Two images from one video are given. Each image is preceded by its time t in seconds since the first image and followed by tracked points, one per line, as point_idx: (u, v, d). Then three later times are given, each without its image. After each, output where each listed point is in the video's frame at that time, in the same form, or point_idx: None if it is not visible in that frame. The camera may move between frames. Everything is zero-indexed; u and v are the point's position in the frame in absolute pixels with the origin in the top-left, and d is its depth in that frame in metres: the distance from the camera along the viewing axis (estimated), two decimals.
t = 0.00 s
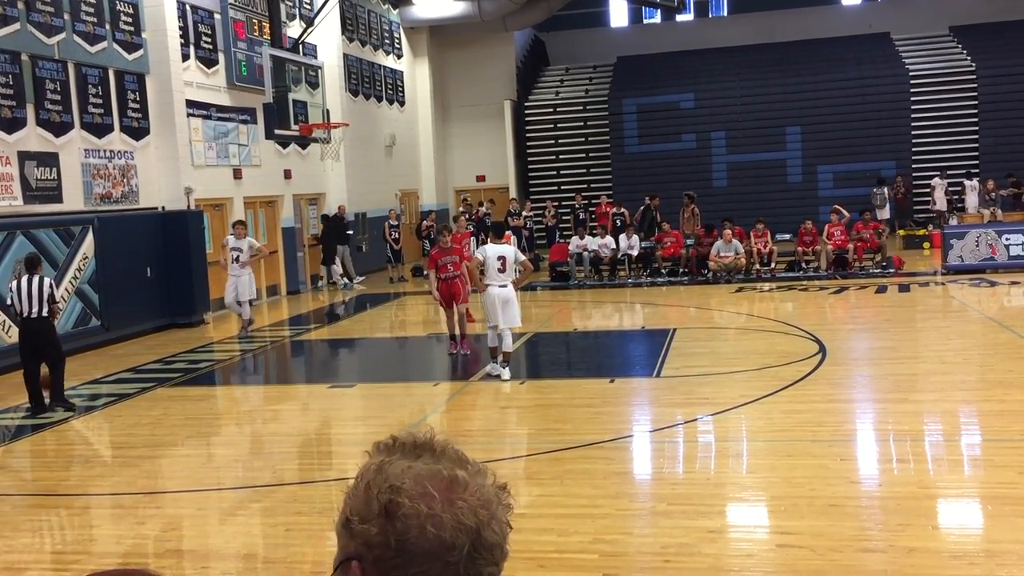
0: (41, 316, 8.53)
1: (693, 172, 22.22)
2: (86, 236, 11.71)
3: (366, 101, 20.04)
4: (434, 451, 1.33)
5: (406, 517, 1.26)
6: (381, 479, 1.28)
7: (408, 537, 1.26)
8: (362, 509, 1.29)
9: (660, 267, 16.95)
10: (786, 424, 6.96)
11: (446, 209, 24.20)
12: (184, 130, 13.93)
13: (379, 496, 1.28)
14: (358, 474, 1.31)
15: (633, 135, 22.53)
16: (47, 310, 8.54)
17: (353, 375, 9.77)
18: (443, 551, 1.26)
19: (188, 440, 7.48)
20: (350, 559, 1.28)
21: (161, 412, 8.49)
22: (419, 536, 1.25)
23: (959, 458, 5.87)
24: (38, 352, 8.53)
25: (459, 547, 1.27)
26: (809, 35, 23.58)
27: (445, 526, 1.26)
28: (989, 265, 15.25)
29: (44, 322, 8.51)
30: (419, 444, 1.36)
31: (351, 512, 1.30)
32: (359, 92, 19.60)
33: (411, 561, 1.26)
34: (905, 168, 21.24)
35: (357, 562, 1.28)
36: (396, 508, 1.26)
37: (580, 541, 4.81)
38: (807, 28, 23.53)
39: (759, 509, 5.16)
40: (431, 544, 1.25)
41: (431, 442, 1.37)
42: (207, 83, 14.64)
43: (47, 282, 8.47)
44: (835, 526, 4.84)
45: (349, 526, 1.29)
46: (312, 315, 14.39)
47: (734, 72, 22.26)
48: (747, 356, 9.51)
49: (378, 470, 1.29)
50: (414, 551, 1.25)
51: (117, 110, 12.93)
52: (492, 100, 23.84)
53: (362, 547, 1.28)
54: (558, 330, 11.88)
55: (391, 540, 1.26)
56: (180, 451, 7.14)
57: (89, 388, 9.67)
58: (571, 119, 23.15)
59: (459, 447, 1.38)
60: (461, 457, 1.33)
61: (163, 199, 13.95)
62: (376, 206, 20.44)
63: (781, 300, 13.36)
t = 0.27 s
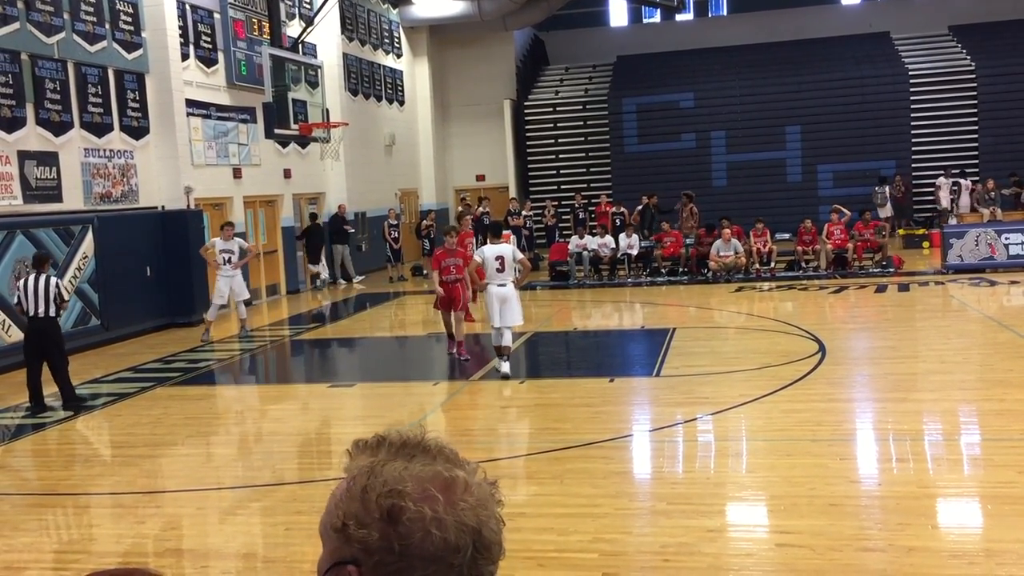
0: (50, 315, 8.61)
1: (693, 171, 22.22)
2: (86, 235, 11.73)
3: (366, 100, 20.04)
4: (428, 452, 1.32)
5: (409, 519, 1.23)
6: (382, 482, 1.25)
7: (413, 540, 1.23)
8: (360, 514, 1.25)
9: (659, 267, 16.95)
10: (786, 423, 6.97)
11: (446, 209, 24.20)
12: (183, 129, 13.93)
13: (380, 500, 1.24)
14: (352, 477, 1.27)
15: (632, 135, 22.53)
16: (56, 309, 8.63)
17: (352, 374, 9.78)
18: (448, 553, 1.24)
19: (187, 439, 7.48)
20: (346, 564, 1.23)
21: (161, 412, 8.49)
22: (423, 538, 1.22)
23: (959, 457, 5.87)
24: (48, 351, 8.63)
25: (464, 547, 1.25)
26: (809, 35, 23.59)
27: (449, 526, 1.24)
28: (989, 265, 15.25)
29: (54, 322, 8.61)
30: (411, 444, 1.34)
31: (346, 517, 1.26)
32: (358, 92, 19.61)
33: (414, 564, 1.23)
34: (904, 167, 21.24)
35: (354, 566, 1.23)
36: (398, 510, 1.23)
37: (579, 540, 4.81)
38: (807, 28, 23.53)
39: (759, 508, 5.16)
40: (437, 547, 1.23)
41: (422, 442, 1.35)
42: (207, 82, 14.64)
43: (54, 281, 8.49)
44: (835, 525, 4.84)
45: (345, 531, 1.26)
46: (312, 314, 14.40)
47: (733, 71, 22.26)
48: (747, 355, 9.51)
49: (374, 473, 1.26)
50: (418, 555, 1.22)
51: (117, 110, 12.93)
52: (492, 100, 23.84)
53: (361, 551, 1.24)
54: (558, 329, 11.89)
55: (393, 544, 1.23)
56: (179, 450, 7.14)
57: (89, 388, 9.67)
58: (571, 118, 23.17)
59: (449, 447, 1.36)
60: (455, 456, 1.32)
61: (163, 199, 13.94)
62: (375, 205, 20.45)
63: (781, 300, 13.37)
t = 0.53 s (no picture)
0: (59, 313, 8.69)
1: (693, 170, 22.22)
2: (87, 234, 11.73)
3: (366, 99, 20.02)
4: (427, 450, 1.33)
5: (398, 516, 1.25)
6: (378, 480, 1.28)
7: (402, 537, 1.25)
8: (356, 510, 1.28)
9: (659, 266, 16.95)
10: (786, 422, 6.97)
11: (445, 208, 24.20)
12: (183, 128, 13.93)
13: (374, 498, 1.27)
14: (351, 474, 1.30)
15: (632, 134, 22.52)
16: (65, 309, 8.71)
17: (352, 373, 9.78)
18: (435, 550, 1.25)
19: (187, 438, 7.48)
20: (343, 558, 1.27)
21: (162, 411, 8.50)
22: (411, 535, 1.25)
23: (958, 457, 5.87)
24: (58, 349, 8.69)
25: (452, 546, 1.26)
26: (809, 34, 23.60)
27: (438, 527, 1.25)
28: (989, 265, 15.25)
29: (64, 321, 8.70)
30: (413, 442, 1.35)
31: (345, 513, 1.29)
32: (358, 91, 19.60)
33: (403, 561, 1.25)
34: (904, 167, 21.24)
35: (351, 561, 1.27)
36: (390, 509, 1.26)
37: (579, 540, 4.81)
38: (807, 27, 23.54)
39: (758, 507, 5.16)
40: (422, 546, 1.25)
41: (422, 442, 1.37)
42: (207, 81, 14.63)
43: (66, 280, 8.59)
44: (835, 525, 4.84)
45: (343, 526, 1.28)
46: (312, 314, 14.40)
47: (733, 70, 22.26)
48: (747, 355, 9.51)
49: (372, 470, 1.29)
50: (408, 552, 1.25)
51: (117, 109, 12.93)
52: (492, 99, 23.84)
53: (355, 546, 1.27)
54: (558, 328, 11.89)
55: (383, 540, 1.25)
56: (179, 449, 7.14)
57: (88, 387, 9.67)
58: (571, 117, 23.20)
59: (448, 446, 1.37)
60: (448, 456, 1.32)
61: (163, 198, 13.94)
62: (375, 204, 20.44)
63: (781, 299, 13.37)
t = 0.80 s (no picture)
0: (67, 311, 8.71)
1: (693, 170, 22.21)
2: (86, 232, 11.73)
3: (365, 98, 20.03)
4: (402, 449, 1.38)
5: (347, 509, 1.33)
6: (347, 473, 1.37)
7: (345, 531, 1.33)
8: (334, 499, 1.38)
9: (659, 266, 16.95)
10: (785, 422, 6.97)
11: (445, 207, 24.20)
12: (183, 127, 13.92)
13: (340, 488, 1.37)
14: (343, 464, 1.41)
15: (632, 134, 22.52)
16: (73, 306, 8.73)
17: (351, 372, 9.79)
18: (373, 544, 1.30)
19: (187, 437, 7.48)
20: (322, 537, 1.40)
21: (161, 410, 8.50)
22: (353, 527, 1.32)
23: (957, 457, 5.87)
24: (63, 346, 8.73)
25: (386, 544, 1.30)
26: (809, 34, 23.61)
27: (374, 525, 1.30)
28: (988, 265, 15.25)
29: (71, 318, 8.74)
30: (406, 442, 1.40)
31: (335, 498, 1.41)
32: (358, 90, 19.60)
33: (350, 551, 1.33)
34: (904, 167, 21.24)
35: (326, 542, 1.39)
36: (342, 500, 1.34)
37: (579, 539, 4.81)
38: (806, 27, 23.55)
39: (758, 507, 5.16)
40: (360, 539, 1.31)
41: (426, 443, 1.42)
42: (207, 80, 14.62)
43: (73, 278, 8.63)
44: (834, 525, 4.84)
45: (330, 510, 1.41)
46: (312, 313, 14.39)
47: (733, 70, 22.26)
48: (746, 355, 9.51)
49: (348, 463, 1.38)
50: (350, 543, 1.32)
51: (116, 107, 12.93)
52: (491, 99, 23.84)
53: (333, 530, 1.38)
54: (558, 328, 11.89)
55: (340, 530, 1.34)
56: (179, 448, 7.14)
57: (88, 386, 9.68)
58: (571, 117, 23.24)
59: (435, 447, 1.39)
60: (422, 458, 1.35)
61: (163, 196, 13.94)
62: (374, 204, 20.43)
63: (780, 299, 13.37)
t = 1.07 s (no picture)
0: (66, 310, 8.71)
1: (692, 171, 22.21)
2: (86, 231, 11.73)
3: (365, 98, 20.02)
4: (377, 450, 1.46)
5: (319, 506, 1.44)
6: (330, 472, 1.49)
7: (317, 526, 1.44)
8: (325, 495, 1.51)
9: (658, 266, 16.96)
10: (784, 422, 6.98)
11: (444, 207, 24.19)
12: (182, 126, 13.91)
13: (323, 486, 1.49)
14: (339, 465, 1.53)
15: (631, 134, 22.52)
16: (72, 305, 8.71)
17: (350, 372, 9.78)
18: (332, 539, 1.41)
19: (185, 437, 7.48)
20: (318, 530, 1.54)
21: (159, 409, 8.50)
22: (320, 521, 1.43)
23: (955, 458, 5.87)
24: (61, 346, 8.73)
25: (340, 542, 1.40)
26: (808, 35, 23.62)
27: (331, 523, 1.40)
28: (987, 265, 15.25)
29: (71, 317, 8.73)
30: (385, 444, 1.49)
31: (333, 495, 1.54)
32: (357, 90, 19.59)
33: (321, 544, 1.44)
34: (903, 168, 21.25)
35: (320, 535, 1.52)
36: (318, 498, 1.45)
37: (577, 539, 4.81)
38: (806, 28, 23.56)
39: (756, 507, 5.16)
40: (321, 535, 1.42)
41: (403, 441, 1.49)
42: (206, 79, 14.61)
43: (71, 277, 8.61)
44: (833, 525, 4.84)
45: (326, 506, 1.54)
46: (311, 312, 14.38)
47: (733, 70, 22.26)
48: (745, 355, 9.52)
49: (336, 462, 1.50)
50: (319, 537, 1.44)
51: (116, 107, 12.93)
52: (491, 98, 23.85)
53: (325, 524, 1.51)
54: (557, 328, 11.89)
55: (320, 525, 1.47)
56: (177, 447, 7.14)
57: (87, 385, 9.67)
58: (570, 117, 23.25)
59: (408, 449, 1.46)
60: (384, 459, 1.43)
61: (161, 196, 13.93)
62: (373, 203, 20.42)
63: (779, 299, 13.37)
